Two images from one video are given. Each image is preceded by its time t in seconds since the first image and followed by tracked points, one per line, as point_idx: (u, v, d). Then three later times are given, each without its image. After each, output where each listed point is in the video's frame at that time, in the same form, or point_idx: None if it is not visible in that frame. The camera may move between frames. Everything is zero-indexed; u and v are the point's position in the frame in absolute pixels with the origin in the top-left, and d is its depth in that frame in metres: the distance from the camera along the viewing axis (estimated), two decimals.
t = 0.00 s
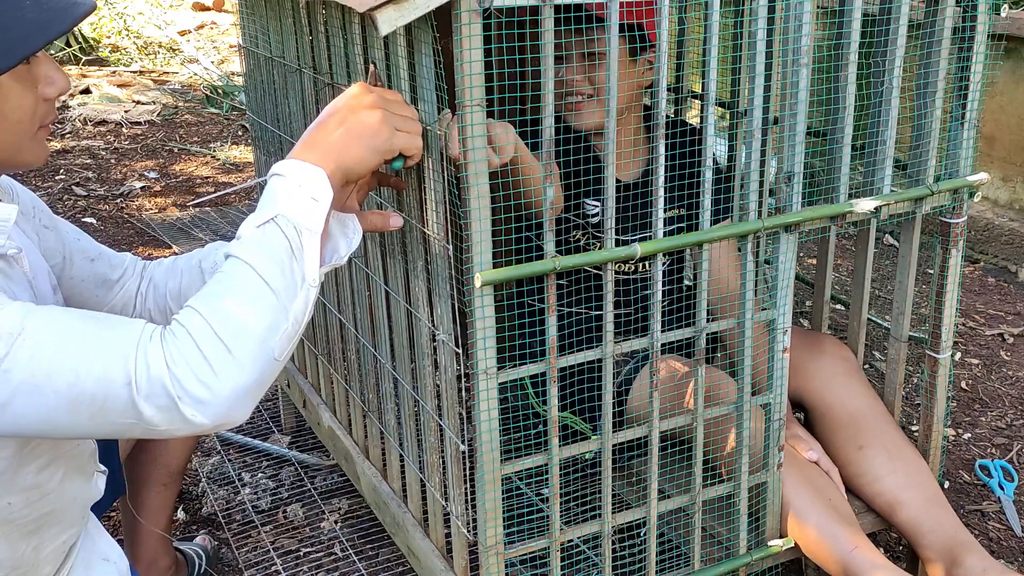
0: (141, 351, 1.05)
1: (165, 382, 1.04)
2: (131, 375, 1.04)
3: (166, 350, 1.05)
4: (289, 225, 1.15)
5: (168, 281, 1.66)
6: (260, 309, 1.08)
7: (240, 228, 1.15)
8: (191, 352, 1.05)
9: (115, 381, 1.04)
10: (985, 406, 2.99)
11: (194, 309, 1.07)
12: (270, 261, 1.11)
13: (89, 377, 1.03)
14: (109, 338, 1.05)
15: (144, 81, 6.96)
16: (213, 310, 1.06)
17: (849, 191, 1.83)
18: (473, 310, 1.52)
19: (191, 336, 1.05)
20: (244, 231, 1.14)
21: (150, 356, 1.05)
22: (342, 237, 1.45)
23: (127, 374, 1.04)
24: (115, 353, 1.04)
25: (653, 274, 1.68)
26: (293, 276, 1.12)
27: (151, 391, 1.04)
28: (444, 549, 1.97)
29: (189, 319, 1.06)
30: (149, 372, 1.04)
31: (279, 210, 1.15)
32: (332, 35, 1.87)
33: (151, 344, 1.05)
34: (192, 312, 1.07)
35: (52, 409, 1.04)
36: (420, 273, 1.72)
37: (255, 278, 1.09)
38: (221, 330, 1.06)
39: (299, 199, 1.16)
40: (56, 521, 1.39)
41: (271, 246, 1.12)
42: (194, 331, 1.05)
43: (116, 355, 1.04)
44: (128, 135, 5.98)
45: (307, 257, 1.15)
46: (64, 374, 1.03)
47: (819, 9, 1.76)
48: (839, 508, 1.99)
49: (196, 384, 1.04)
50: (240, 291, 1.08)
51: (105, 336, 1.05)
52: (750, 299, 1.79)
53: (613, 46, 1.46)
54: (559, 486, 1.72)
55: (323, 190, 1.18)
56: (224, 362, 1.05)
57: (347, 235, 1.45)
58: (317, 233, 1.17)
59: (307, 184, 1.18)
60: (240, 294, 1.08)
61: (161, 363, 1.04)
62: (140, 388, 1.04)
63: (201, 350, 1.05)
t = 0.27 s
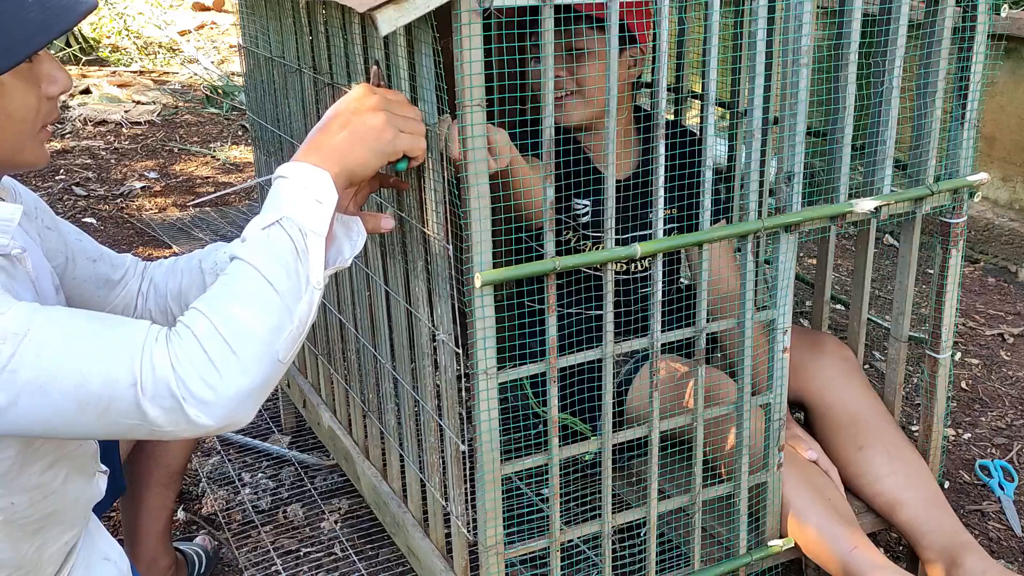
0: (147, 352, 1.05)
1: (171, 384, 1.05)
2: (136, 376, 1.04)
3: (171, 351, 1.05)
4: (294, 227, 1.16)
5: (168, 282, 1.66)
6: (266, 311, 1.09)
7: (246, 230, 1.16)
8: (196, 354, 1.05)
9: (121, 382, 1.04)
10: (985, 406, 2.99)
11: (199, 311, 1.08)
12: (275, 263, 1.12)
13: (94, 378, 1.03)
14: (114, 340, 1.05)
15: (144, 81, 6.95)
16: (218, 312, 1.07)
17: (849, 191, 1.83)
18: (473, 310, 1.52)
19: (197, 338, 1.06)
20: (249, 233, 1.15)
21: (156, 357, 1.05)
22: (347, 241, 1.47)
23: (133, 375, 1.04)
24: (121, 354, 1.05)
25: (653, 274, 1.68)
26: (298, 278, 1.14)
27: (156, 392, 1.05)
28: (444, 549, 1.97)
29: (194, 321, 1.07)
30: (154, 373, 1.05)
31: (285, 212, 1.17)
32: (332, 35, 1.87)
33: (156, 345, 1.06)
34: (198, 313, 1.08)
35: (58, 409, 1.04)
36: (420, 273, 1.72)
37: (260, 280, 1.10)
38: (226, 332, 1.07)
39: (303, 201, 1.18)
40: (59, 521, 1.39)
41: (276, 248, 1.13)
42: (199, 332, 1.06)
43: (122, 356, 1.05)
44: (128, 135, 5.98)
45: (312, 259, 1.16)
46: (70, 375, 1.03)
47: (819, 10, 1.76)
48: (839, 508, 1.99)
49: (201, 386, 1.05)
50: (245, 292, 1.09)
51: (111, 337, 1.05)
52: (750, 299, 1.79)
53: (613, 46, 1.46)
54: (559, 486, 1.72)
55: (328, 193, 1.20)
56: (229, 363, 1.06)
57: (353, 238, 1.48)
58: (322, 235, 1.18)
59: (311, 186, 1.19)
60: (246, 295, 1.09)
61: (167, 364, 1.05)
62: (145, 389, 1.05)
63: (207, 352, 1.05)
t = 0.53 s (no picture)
0: (151, 353, 1.05)
1: (176, 385, 1.05)
2: (141, 377, 1.05)
3: (176, 352, 1.06)
4: (298, 228, 1.16)
5: (168, 282, 1.67)
6: (270, 312, 1.09)
7: (250, 230, 1.16)
8: (201, 355, 1.06)
9: (126, 383, 1.04)
10: (985, 406, 2.99)
11: (203, 311, 1.08)
12: (279, 264, 1.12)
13: (100, 378, 1.03)
14: (119, 340, 1.06)
15: (144, 81, 6.95)
16: (223, 312, 1.08)
17: (849, 191, 1.83)
18: (473, 310, 1.52)
19: (202, 338, 1.06)
20: (253, 233, 1.15)
21: (160, 357, 1.05)
22: (349, 240, 1.47)
23: (138, 376, 1.04)
24: (125, 354, 1.05)
25: (653, 274, 1.68)
26: (302, 279, 1.14)
27: (161, 392, 1.05)
28: (444, 549, 1.97)
29: (199, 321, 1.07)
30: (159, 374, 1.05)
31: (288, 212, 1.17)
32: (332, 35, 1.87)
33: (161, 345, 1.06)
34: (202, 314, 1.08)
35: (63, 410, 1.04)
36: (421, 273, 1.72)
37: (264, 281, 1.11)
38: (231, 333, 1.07)
39: (307, 202, 1.17)
40: (61, 521, 1.39)
41: (281, 249, 1.13)
42: (204, 333, 1.06)
43: (126, 357, 1.05)
44: (128, 135, 5.98)
45: (316, 260, 1.16)
46: (75, 376, 1.03)
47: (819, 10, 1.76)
48: (839, 508, 1.99)
49: (206, 386, 1.05)
50: (250, 293, 1.09)
51: (115, 337, 1.06)
52: (750, 299, 1.79)
53: (613, 46, 1.46)
54: (559, 486, 1.72)
55: (332, 193, 1.20)
56: (234, 364, 1.06)
57: (356, 239, 1.48)
58: (326, 236, 1.18)
59: (315, 187, 1.19)
60: (250, 296, 1.09)
61: (172, 365, 1.05)
62: (150, 389, 1.05)
63: (212, 353, 1.06)
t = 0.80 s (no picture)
0: (153, 351, 1.05)
1: (178, 383, 1.05)
2: (143, 376, 1.05)
3: (178, 351, 1.06)
4: (299, 226, 1.16)
5: (167, 280, 1.66)
6: (272, 311, 1.09)
7: (251, 229, 1.16)
8: (203, 353, 1.06)
9: (127, 381, 1.04)
10: (985, 406, 2.99)
11: (205, 310, 1.08)
12: (281, 263, 1.12)
13: (101, 377, 1.03)
14: (120, 339, 1.06)
15: (144, 81, 6.95)
16: (225, 311, 1.08)
17: (849, 191, 1.83)
18: (473, 310, 1.52)
19: (203, 337, 1.06)
20: (254, 232, 1.15)
21: (162, 356, 1.05)
22: (350, 239, 1.47)
23: (140, 375, 1.04)
24: (127, 354, 1.05)
25: (653, 274, 1.67)
26: (303, 278, 1.14)
27: (163, 390, 1.05)
28: (444, 549, 1.97)
29: (201, 320, 1.07)
30: (161, 372, 1.05)
31: (289, 211, 1.16)
32: (332, 35, 1.87)
33: (163, 344, 1.06)
34: (204, 312, 1.08)
35: (65, 409, 1.04)
36: (421, 273, 1.72)
37: (266, 279, 1.11)
38: (232, 331, 1.07)
39: (308, 201, 1.17)
40: (62, 521, 1.39)
41: (283, 248, 1.13)
42: (206, 331, 1.06)
43: (128, 356, 1.05)
44: (128, 135, 5.98)
45: (317, 259, 1.16)
46: (77, 374, 1.03)
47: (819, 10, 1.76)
48: (839, 508, 1.99)
49: (207, 384, 1.06)
50: (251, 292, 1.09)
51: (117, 336, 1.06)
52: (750, 299, 1.79)
53: (613, 46, 1.46)
54: (559, 486, 1.72)
55: (333, 193, 1.20)
56: (235, 363, 1.07)
57: (357, 238, 1.48)
58: (327, 235, 1.18)
59: (316, 186, 1.19)
60: (252, 294, 1.09)
61: (174, 363, 1.05)
62: (151, 388, 1.05)
63: (213, 351, 1.06)
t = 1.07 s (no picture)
0: (150, 353, 1.05)
1: (174, 385, 1.05)
2: (140, 377, 1.05)
3: (175, 352, 1.06)
4: (297, 228, 1.16)
5: (167, 280, 1.66)
6: (269, 313, 1.09)
7: (249, 230, 1.16)
8: (199, 355, 1.06)
9: (125, 384, 1.04)
10: (985, 406, 2.99)
11: (202, 312, 1.08)
12: (278, 264, 1.12)
13: (99, 379, 1.03)
14: (118, 340, 1.06)
15: (144, 81, 6.95)
16: (222, 313, 1.08)
17: (849, 191, 1.83)
18: (473, 310, 1.52)
19: (200, 339, 1.06)
20: (252, 233, 1.15)
21: (159, 358, 1.05)
22: (349, 240, 1.47)
23: (137, 376, 1.04)
24: (124, 355, 1.05)
25: (653, 274, 1.68)
26: (300, 280, 1.14)
27: (160, 393, 1.05)
28: (444, 549, 1.97)
29: (198, 322, 1.07)
30: (157, 375, 1.05)
31: (288, 212, 1.16)
32: (332, 35, 1.87)
33: (160, 346, 1.06)
34: (201, 314, 1.08)
35: (63, 410, 1.04)
36: (420, 273, 1.72)
37: (263, 281, 1.11)
38: (229, 333, 1.07)
39: (307, 202, 1.17)
40: (62, 521, 1.39)
41: (280, 249, 1.13)
42: (203, 333, 1.06)
43: (125, 357, 1.05)
44: (128, 135, 5.98)
45: (315, 261, 1.16)
46: (74, 376, 1.03)
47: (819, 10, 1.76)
48: (839, 508, 1.99)
49: (204, 387, 1.06)
50: (248, 294, 1.09)
51: (115, 338, 1.06)
52: (750, 299, 1.79)
53: (613, 45, 1.46)
54: (559, 486, 1.72)
55: (331, 194, 1.19)
56: (232, 365, 1.07)
57: (356, 239, 1.48)
58: (325, 236, 1.18)
59: (315, 187, 1.18)
60: (249, 296, 1.09)
61: (170, 365, 1.05)
62: (148, 390, 1.05)
63: (210, 353, 1.06)
